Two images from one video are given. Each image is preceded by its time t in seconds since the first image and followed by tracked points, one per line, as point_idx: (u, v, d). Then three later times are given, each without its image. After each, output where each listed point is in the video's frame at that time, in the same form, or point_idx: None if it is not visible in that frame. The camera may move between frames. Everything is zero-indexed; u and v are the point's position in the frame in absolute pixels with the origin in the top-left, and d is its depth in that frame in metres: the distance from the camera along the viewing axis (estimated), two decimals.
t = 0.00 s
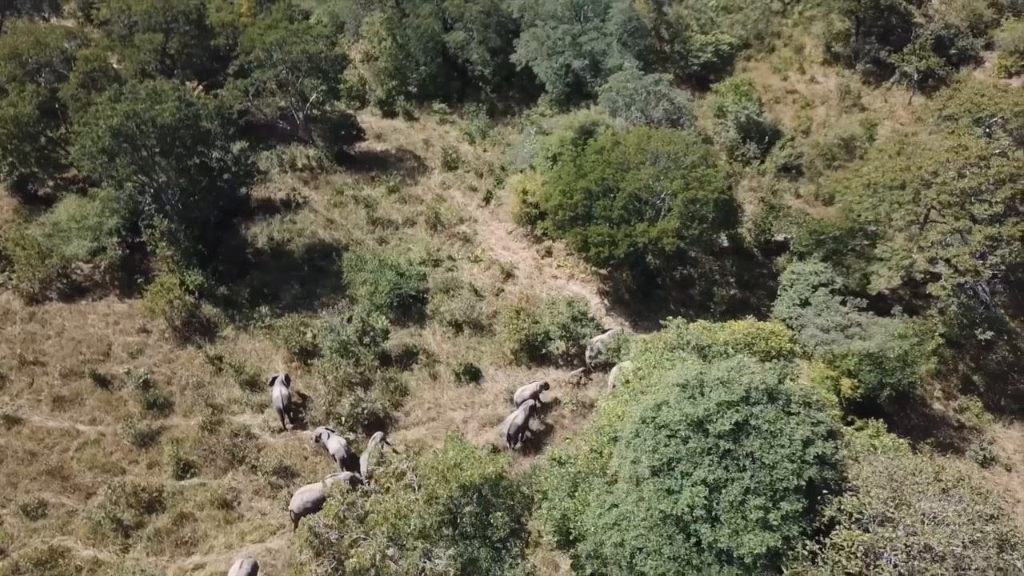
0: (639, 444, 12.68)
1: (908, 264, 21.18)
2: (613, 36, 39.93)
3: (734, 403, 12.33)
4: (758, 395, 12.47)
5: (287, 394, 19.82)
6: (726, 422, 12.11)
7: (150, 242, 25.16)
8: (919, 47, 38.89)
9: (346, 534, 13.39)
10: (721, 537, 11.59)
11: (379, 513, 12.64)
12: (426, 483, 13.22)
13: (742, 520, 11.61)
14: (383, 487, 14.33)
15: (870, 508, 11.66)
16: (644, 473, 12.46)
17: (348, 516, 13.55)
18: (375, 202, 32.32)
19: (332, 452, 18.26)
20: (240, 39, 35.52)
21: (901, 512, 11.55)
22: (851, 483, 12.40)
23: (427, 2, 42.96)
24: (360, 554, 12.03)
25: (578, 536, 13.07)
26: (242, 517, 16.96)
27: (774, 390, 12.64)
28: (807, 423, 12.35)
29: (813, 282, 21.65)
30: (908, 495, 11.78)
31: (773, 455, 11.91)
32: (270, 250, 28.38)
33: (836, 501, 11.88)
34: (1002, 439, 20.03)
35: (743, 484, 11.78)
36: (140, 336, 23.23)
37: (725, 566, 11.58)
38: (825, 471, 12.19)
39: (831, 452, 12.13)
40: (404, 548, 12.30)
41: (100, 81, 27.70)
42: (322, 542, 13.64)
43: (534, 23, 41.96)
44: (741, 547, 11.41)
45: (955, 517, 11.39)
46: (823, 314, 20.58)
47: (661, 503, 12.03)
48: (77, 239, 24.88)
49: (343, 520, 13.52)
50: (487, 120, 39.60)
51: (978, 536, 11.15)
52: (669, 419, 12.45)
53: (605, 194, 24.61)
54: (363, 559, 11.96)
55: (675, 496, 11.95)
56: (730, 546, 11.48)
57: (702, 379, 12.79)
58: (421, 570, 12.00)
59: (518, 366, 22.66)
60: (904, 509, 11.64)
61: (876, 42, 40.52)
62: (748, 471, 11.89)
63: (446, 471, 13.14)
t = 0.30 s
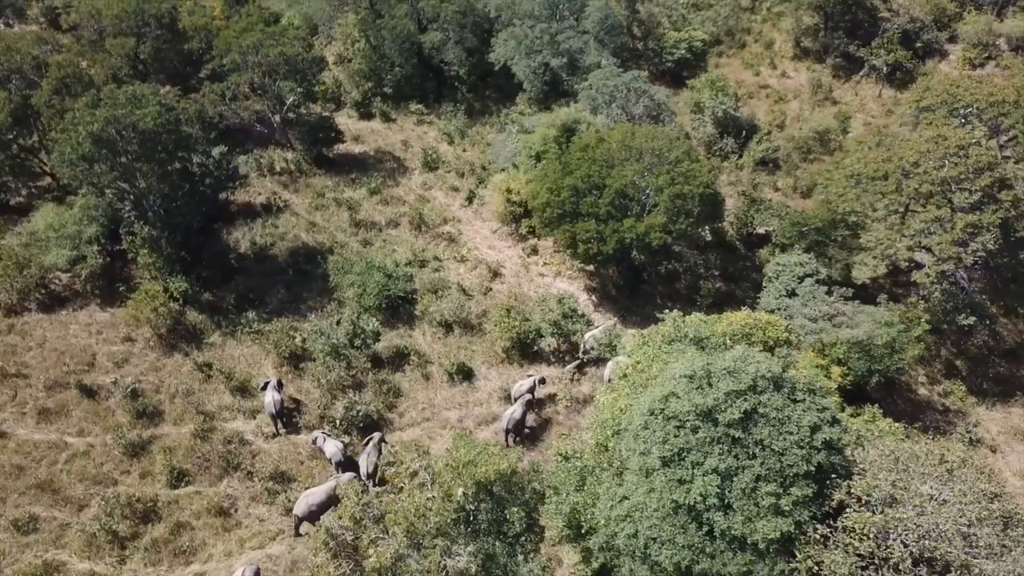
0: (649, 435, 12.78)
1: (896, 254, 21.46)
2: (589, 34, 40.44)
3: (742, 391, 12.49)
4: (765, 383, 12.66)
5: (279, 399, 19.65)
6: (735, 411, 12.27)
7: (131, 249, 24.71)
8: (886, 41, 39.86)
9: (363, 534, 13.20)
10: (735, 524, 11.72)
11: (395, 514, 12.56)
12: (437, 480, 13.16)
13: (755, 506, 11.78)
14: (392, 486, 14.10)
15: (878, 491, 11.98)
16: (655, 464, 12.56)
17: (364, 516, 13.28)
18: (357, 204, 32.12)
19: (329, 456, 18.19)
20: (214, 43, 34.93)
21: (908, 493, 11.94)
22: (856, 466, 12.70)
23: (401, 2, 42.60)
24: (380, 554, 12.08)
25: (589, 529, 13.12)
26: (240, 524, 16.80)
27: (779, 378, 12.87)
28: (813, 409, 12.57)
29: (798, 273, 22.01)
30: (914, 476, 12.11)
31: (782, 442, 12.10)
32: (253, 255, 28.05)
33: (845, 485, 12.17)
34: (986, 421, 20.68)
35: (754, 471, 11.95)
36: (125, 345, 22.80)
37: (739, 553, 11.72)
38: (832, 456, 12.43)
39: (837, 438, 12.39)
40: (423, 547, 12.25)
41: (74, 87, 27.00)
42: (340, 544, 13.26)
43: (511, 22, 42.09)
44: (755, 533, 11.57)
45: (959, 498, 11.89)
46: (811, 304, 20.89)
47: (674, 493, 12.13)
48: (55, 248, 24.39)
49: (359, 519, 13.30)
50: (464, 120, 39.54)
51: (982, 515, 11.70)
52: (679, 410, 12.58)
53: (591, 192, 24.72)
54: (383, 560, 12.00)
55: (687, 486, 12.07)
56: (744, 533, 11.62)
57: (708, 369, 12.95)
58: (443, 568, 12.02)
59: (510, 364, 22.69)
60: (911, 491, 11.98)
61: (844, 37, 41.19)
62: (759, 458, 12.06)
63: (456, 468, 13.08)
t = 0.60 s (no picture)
0: (659, 426, 12.96)
1: (880, 241, 21.85)
2: (563, 33, 40.88)
3: (749, 379, 12.75)
4: (770, 370, 12.95)
5: (271, 405, 19.40)
6: (744, 398, 12.53)
7: (109, 259, 24.19)
8: (849, 35, 40.99)
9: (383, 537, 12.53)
10: (748, 509, 12.01)
11: (415, 511, 12.28)
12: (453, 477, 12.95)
13: (768, 491, 12.09)
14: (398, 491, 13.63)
15: (885, 471, 12.38)
16: (666, 454, 12.76)
17: (382, 515, 12.75)
18: (337, 206, 31.88)
19: (325, 460, 18.02)
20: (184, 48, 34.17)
21: (915, 473, 12.37)
22: (862, 447, 13.11)
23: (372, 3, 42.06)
24: (404, 552, 11.70)
25: (601, 520, 13.27)
26: (238, 532, 16.64)
27: (784, 364, 13.19)
28: (818, 394, 12.92)
29: (781, 263, 22.42)
30: (919, 456, 12.56)
31: (792, 427, 12.42)
32: (234, 261, 27.66)
33: (854, 467, 12.60)
34: (966, 402, 21.36)
35: (765, 457, 12.25)
36: (107, 355, 22.31)
37: (754, 538, 12.02)
38: (839, 439, 12.81)
39: (843, 421, 12.76)
40: (445, 545, 12.05)
41: (43, 94, 26.30)
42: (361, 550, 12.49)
43: (484, 22, 42.24)
44: (769, 517, 11.88)
45: (962, 475, 12.40)
46: (796, 293, 21.30)
47: (687, 482, 12.35)
48: (31, 259, 23.76)
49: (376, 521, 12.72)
50: (439, 120, 39.38)
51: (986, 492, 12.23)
52: (688, 399, 12.77)
53: (576, 188, 24.83)
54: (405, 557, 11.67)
55: (699, 474, 12.30)
56: (758, 518, 11.92)
57: (714, 358, 13.18)
58: (467, 564, 11.84)
59: (501, 362, 22.71)
60: (918, 469, 12.42)
61: (809, 32, 42.15)
62: (769, 444, 12.37)
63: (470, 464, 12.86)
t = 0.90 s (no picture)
0: (666, 417, 13.15)
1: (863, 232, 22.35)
2: (540, 31, 41.03)
3: (755, 368, 13.06)
4: (775, 359, 13.29)
5: (264, 411, 19.18)
6: (751, 387, 12.84)
7: (89, 267, 23.69)
8: (818, 30, 42.37)
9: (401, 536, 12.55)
10: (759, 496, 12.28)
11: (432, 510, 12.31)
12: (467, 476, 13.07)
13: (778, 477, 12.41)
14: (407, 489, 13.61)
15: (889, 454, 12.92)
16: (674, 444, 12.97)
17: (399, 515, 12.88)
18: (319, 209, 31.64)
19: (322, 465, 17.88)
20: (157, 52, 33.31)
21: (920, 454, 12.86)
22: (865, 433, 13.60)
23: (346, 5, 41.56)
24: (423, 550, 11.70)
25: (611, 512, 13.41)
26: (237, 539, 16.53)
27: (787, 353, 13.54)
28: (822, 381, 13.32)
29: (766, 255, 22.87)
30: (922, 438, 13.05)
31: (798, 414, 12.78)
32: (217, 266, 27.28)
33: (859, 452, 13.08)
34: (949, 385, 21.92)
35: (773, 444, 12.57)
36: (91, 366, 21.87)
37: (764, 523, 12.29)
38: (843, 424, 13.23)
39: (847, 407, 13.18)
40: (464, 542, 11.96)
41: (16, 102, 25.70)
42: (376, 550, 12.42)
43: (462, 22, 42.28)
44: (780, 502, 12.17)
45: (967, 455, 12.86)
46: (782, 284, 21.73)
47: (697, 470, 12.57)
48: (8, 270, 23.07)
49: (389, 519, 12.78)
50: (417, 121, 39.17)
51: (991, 470, 12.60)
52: (695, 390, 13.01)
53: (563, 186, 24.93)
54: (425, 554, 11.64)
55: (709, 463, 12.52)
56: (769, 503, 12.19)
57: (718, 349, 13.46)
58: (487, 561, 11.84)
59: (492, 360, 22.76)
60: (923, 452, 12.88)
61: (779, 27, 43.57)
62: (776, 431, 12.69)
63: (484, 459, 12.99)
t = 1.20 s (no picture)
0: (673, 408, 13.30)
1: (846, 222, 22.85)
2: (517, 31, 41.20)
3: (759, 357, 13.25)
4: (778, 348, 13.50)
5: (257, 417, 18.99)
6: (756, 375, 13.02)
7: (69, 277, 23.21)
8: (787, 26, 43.51)
9: (418, 536, 12.42)
10: (768, 483, 12.47)
11: (448, 509, 12.27)
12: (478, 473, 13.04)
13: (785, 464, 12.63)
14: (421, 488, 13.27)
15: (892, 438, 13.26)
16: (681, 435, 13.13)
17: (415, 514, 12.70)
18: (301, 213, 31.38)
19: (318, 470, 17.74)
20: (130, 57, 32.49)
21: (923, 438, 13.26)
22: (866, 417, 13.94)
23: (321, 7, 40.87)
24: (442, 548, 11.84)
25: (619, 504, 13.54)
26: (236, 547, 16.49)
27: (789, 341, 13.76)
28: (823, 368, 13.57)
29: (750, 247, 23.33)
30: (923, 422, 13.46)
31: (802, 401, 13.00)
32: (199, 272, 26.89)
33: (861, 436, 13.34)
34: (932, 370, 22.50)
35: (780, 431, 12.79)
36: (75, 377, 21.42)
37: (773, 510, 12.50)
38: (846, 409, 13.53)
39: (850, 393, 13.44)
40: (481, 539, 12.09)
41: None
42: (394, 551, 12.36)
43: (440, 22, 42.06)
44: (787, 489, 12.39)
45: (967, 436, 13.40)
46: (768, 276, 22.17)
47: (705, 460, 12.74)
48: None
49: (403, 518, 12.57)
50: (395, 122, 38.97)
51: (990, 449, 13.22)
52: (701, 380, 13.17)
53: (548, 184, 25.04)
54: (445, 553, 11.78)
55: (718, 452, 12.69)
56: (778, 490, 12.40)
57: (721, 340, 13.64)
58: (506, 555, 11.95)
59: (483, 360, 22.81)
60: (924, 435, 13.29)
61: (749, 24, 44.47)
62: (782, 419, 12.91)
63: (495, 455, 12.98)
